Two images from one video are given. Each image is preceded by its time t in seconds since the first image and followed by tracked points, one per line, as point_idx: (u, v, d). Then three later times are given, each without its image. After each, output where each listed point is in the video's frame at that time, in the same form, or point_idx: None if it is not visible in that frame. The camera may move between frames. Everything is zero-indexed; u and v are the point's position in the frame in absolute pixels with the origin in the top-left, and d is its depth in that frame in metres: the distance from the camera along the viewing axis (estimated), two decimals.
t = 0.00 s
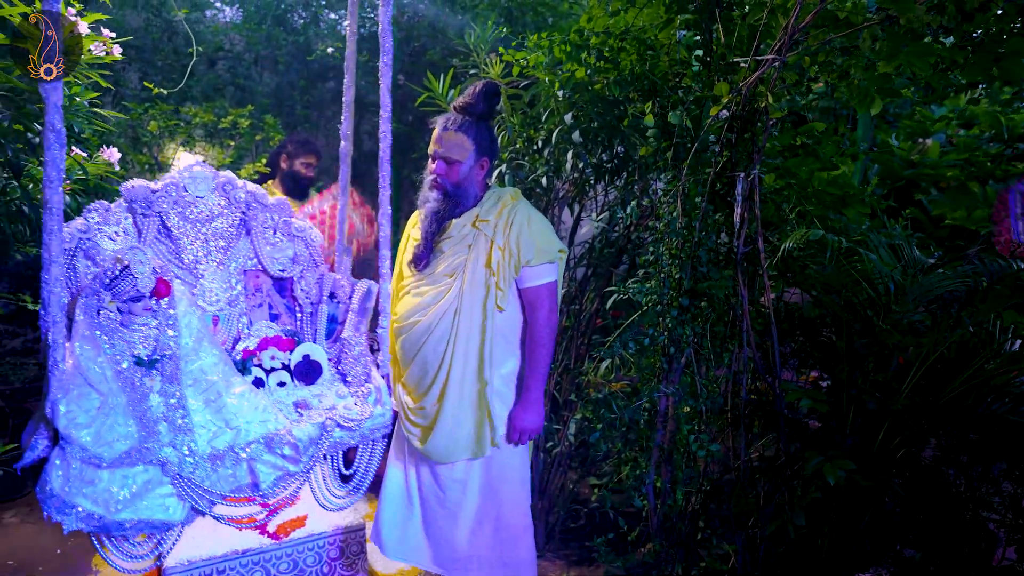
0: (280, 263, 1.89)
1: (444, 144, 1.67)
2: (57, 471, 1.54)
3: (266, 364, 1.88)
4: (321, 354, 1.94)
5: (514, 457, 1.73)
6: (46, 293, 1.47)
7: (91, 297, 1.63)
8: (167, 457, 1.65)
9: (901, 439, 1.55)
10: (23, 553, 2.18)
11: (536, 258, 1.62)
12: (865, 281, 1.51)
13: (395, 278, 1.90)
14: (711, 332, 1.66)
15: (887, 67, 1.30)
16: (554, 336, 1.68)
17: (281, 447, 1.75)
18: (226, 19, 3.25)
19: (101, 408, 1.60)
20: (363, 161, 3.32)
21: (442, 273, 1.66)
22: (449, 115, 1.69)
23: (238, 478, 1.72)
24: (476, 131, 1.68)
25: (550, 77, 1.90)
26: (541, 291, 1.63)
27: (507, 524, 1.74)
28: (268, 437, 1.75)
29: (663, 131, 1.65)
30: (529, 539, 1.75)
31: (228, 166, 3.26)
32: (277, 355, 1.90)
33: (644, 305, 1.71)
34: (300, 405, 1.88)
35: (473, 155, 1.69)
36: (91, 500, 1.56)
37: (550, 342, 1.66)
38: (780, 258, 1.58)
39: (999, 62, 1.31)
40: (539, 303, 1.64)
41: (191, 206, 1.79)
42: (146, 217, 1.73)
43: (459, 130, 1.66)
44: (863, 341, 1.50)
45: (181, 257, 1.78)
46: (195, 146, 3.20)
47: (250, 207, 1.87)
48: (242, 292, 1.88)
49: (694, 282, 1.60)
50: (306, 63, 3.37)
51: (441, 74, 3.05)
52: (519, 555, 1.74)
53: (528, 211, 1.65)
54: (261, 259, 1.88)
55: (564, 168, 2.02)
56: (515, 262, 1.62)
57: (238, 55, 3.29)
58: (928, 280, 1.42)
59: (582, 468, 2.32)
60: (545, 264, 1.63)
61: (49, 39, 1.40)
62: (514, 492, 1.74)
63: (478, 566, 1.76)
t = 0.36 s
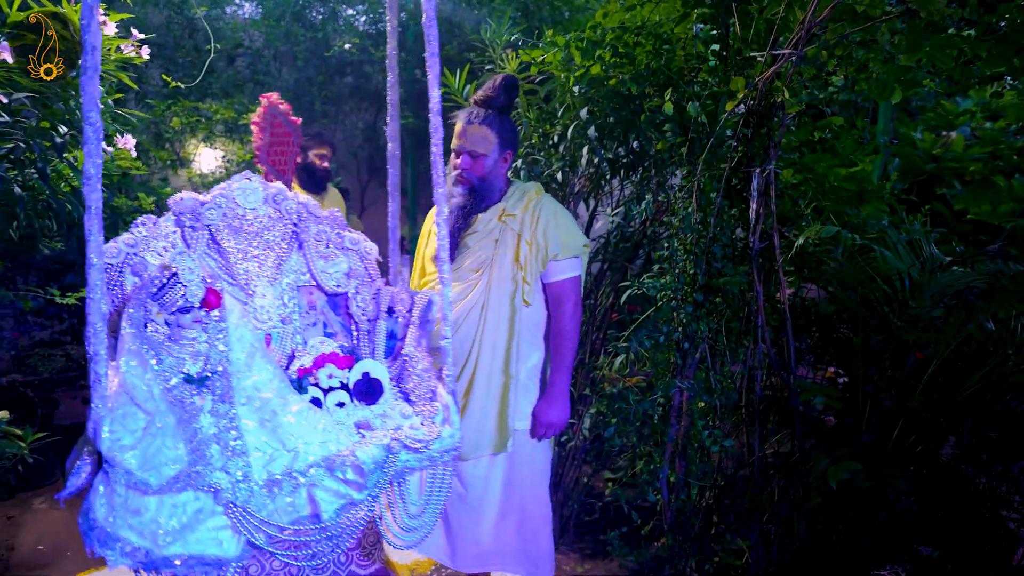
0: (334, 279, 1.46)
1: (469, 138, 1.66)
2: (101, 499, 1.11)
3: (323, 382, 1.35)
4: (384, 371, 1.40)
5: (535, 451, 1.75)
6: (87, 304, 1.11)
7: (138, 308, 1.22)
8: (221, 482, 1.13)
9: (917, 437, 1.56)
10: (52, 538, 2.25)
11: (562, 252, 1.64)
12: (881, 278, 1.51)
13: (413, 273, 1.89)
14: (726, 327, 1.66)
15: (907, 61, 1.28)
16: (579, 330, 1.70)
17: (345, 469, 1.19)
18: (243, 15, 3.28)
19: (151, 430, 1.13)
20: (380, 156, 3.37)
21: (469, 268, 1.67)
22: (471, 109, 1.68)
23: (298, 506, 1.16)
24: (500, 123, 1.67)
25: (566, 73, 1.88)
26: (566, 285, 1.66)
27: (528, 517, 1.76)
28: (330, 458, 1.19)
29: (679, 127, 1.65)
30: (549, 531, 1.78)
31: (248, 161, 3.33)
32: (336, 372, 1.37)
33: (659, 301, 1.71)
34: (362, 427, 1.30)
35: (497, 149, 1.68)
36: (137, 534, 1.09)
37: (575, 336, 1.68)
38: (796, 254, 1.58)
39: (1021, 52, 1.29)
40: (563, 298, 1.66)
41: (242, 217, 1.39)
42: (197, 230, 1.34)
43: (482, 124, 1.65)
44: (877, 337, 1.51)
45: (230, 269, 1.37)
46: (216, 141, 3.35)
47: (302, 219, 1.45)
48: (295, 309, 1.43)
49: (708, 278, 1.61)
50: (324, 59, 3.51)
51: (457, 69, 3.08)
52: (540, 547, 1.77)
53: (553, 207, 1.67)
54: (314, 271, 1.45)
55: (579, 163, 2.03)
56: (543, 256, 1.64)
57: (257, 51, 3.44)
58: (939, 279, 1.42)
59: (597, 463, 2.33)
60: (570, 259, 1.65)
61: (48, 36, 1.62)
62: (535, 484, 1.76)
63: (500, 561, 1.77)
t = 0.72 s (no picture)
0: (399, 283, 1.46)
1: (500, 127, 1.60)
2: (152, 515, 1.02)
3: (393, 390, 1.30)
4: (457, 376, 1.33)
5: (560, 444, 1.73)
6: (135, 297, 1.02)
7: (194, 307, 1.23)
8: (285, 494, 1.05)
9: (935, 430, 1.54)
10: (84, 517, 2.33)
11: (593, 242, 1.65)
12: (899, 270, 1.49)
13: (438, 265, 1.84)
14: (744, 318, 1.65)
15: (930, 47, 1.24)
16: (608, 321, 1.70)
17: (423, 480, 1.06)
18: (267, 10, 3.50)
19: (207, 438, 1.08)
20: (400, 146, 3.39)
21: (502, 259, 1.66)
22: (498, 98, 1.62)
23: (373, 525, 1.04)
24: (528, 111, 1.62)
25: (584, 63, 1.89)
26: (596, 275, 1.67)
27: (551, 507, 1.76)
28: (407, 469, 1.07)
29: (698, 116, 1.64)
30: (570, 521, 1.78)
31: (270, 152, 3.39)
32: (406, 378, 1.32)
33: (676, 291, 1.75)
34: (440, 435, 1.20)
35: (528, 137, 1.63)
36: (193, 556, 0.98)
37: (604, 326, 1.68)
38: (814, 245, 1.57)
39: None
40: (593, 289, 1.68)
41: (301, 219, 1.40)
42: (252, 230, 1.35)
43: (513, 110, 1.61)
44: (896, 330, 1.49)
45: (290, 272, 1.40)
46: (239, 132, 3.37)
47: (361, 217, 1.46)
48: (359, 314, 1.45)
49: (725, 269, 1.60)
50: (345, 49, 3.53)
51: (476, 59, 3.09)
52: (562, 536, 1.77)
53: (583, 199, 1.68)
54: (375, 273, 1.46)
55: (597, 153, 2.06)
56: (576, 247, 1.65)
57: (279, 42, 3.56)
58: (957, 274, 1.40)
59: (614, 452, 2.34)
60: (600, 250, 1.66)
61: (49, 36, 1.68)
62: (561, 476, 1.75)
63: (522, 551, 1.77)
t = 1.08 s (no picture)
0: (463, 274, 1.52)
1: (529, 116, 1.70)
2: (204, 518, 1.05)
3: (468, 384, 1.31)
4: (532, 368, 1.32)
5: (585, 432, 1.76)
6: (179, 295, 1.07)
7: (249, 291, 1.27)
8: (354, 496, 1.04)
9: (951, 420, 1.55)
10: (115, 495, 2.42)
11: (625, 234, 1.66)
12: (916, 259, 1.48)
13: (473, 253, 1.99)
14: (759, 308, 1.65)
15: (951, 34, 1.23)
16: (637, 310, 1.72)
17: (508, 475, 1.02)
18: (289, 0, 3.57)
19: (262, 429, 1.08)
20: (421, 134, 3.42)
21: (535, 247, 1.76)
22: (524, 87, 1.70)
23: (445, 529, 1.02)
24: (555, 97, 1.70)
25: (600, 53, 1.90)
26: (625, 267, 1.68)
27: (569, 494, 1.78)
28: (490, 467, 1.03)
29: (713, 105, 1.64)
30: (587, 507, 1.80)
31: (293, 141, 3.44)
32: (479, 372, 1.32)
33: (691, 281, 1.74)
34: (520, 430, 1.17)
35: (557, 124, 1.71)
36: (248, 566, 1.01)
37: (633, 316, 1.70)
38: (831, 238, 1.54)
39: None
40: (622, 279, 1.68)
41: (355, 206, 1.46)
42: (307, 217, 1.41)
43: (540, 100, 1.68)
44: (912, 319, 1.49)
45: (347, 264, 1.47)
46: (262, 121, 3.37)
47: (420, 203, 1.53)
48: (421, 307, 1.50)
49: (740, 259, 1.60)
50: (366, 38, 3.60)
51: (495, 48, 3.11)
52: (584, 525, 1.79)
53: (612, 189, 1.70)
54: (433, 262, 1.53)
55: (614, 143, 2.06)
56: (607, 238, 1.65)
57: (301, 31, 3.60)
58: (980, 265, 1.39)
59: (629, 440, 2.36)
60: (630, 241, 1.67)
61: (49, 36, 1.62)
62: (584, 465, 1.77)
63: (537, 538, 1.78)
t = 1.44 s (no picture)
0: (513, 263, 1.61)
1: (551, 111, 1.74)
2: (240, 507, 0.98)
3: (526, 371, 1.39)
4: (589, 355, 1.41)
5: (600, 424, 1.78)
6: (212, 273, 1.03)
7: (290, 270, 1.30)
8: (405, 488, 1.07)
9: (963, 417, 1.52)
10: (141, 476, 2.50)
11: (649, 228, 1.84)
12: (930, 254, 1.47)
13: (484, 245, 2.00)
14: (770, 302, 1.67)
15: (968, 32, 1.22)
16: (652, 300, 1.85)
17: (584, 463, 1.08)
18: None
19: (301, 411, 1.07)
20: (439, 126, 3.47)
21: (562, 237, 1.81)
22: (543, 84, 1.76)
23: (499, 523, 1.06)
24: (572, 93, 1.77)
25: (615, 49, 1.97)
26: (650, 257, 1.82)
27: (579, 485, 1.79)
28: (556, 457, 1.09)
29: (728, 99, 1.64)
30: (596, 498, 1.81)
31: (314, 133, 3.49)
32: (537, 359, 1.41)
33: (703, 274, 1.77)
34: (586, 418, 1.23)
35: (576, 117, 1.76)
36: (285, 562, 0.97)
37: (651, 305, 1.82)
38: (840, 237, 1.59)
39: None
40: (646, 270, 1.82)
41: (397, 188, 1.58)
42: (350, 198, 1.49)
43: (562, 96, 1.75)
44: (925, 314, 1.49)
45: (392, 246, 1.54)
46: (283, 112, 3.52)
47: (466, 187, 1.63)
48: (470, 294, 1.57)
49: (751, 253, 1.60)
50: (384, 29, 3.66)
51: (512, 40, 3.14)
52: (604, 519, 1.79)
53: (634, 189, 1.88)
54: (480, 247, 1.62)
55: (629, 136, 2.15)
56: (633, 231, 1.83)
57: (321, 24, 3.60)
58: (996, 258, 1.37)
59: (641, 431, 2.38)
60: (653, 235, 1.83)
61: (48, 36, 1.58)
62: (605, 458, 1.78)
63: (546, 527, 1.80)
